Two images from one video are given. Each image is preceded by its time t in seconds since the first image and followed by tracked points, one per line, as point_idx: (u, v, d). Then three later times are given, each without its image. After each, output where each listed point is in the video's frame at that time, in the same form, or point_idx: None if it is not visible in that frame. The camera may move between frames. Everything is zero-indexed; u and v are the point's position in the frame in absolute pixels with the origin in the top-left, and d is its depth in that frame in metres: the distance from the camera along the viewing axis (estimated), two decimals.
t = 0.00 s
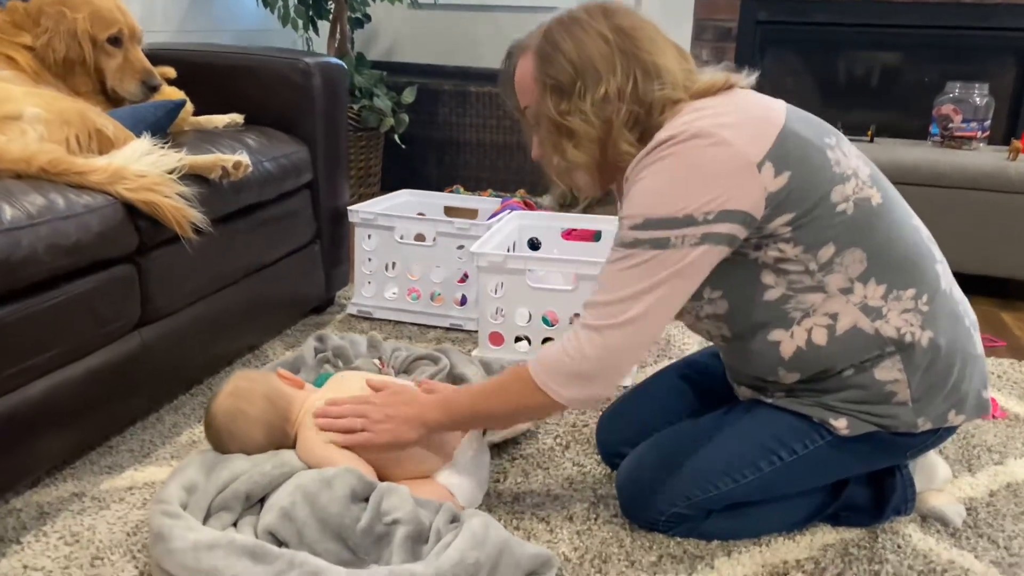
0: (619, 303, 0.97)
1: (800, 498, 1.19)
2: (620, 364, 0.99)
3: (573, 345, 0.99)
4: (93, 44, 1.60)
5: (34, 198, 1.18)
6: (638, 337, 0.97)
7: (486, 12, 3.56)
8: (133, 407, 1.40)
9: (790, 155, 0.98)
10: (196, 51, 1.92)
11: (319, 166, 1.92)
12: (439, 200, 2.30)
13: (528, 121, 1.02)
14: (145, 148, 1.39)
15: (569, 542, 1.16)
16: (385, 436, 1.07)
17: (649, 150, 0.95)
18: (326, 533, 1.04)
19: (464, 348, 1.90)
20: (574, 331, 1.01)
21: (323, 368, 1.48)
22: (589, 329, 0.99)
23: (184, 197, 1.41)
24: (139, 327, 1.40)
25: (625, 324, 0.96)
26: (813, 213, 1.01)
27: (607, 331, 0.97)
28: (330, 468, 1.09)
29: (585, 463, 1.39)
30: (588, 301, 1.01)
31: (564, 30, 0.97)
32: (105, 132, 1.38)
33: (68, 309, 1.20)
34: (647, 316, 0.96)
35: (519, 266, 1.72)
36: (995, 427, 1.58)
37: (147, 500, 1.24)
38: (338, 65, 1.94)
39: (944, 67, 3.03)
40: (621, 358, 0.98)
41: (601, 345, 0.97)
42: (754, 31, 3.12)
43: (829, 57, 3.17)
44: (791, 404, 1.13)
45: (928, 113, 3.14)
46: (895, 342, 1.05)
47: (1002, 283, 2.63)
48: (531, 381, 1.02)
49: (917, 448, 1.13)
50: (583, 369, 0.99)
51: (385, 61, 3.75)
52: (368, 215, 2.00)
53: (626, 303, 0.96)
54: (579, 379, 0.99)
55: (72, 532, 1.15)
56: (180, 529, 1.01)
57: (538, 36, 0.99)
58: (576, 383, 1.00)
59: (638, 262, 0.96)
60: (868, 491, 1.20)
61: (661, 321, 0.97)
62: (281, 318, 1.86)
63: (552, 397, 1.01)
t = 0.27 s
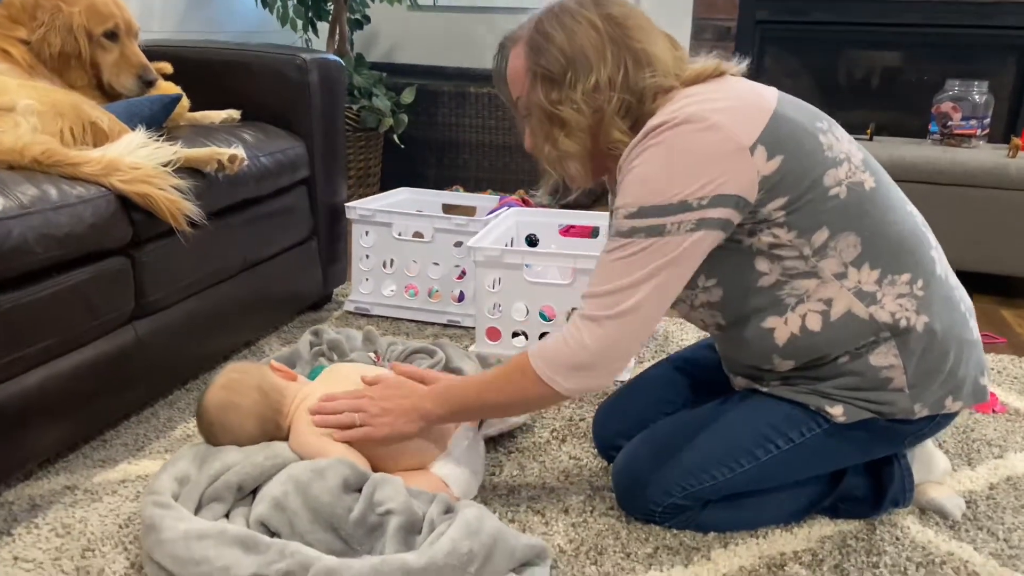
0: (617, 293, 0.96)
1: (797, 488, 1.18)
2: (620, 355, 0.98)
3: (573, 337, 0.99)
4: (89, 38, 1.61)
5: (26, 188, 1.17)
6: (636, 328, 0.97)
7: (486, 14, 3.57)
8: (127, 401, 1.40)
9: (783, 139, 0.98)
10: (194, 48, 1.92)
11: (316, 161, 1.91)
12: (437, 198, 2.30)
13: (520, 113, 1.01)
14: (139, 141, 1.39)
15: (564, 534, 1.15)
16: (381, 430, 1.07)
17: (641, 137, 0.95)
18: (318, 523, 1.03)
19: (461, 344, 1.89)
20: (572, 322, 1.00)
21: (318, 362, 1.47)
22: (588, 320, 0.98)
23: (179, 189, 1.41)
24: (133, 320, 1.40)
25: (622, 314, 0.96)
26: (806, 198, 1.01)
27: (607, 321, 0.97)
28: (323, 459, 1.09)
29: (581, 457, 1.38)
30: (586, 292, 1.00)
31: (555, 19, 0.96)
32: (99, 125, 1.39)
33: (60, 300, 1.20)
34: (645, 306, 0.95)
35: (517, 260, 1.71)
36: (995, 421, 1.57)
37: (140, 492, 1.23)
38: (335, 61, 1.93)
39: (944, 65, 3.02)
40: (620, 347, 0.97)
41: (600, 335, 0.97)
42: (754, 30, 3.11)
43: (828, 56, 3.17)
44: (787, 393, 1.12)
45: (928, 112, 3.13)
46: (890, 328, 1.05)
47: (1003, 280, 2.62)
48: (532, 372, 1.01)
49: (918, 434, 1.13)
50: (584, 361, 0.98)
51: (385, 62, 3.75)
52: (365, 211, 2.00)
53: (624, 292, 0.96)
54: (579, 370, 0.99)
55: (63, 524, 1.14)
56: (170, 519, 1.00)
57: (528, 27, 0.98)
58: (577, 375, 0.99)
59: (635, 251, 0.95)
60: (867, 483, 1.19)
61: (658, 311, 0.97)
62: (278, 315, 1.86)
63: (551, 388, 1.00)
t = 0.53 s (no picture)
0: (639, 293, 0.95)
1: (794, 480, 1.18)
2: (659, 354, 0.97)
3: (607, 343, 0.98)
4: (88, 36, 1.62)
5: (23, 180, 1.18)
6: (668, 324, 0.95)
7: (486, 16, 3.58)
8: (124, 395, 1.39)
9: (777, 125, 0.98)
10: (194, 46, 1.93)
11: (315, 158, 1.91)
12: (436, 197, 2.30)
13: (513, 105, 1.01)
14: (136, 136, 1.40)
15: (560, 525, 1.15)
16: (432, 429, 1.06)
17: (638, 130, 0.94)
18: (312, 513, 1.03)
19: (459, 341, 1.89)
20: (603, 329, 1.00)
21: (315, 356, 1.47)
22: (619, 326, 0.97)
23: (176, 183, 1.41)
24: (130, 314, 1.40)
25: (650, 313, 0.95)
26: (802, 185, 1.01)
27: (639, 323, 0.96)
28: (317, 449, 1.08)
29: (578, 450, 1.37)
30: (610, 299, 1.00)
31: (548, 11, 0.96)
32: (96, 121, 1.41)
33: (56, 292, 1.20)
34: (670, 301, 0.94)
35: (515, 256, 1.71)
36: (995, 416, 1.56)
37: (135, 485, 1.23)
38: (334, 60, 1.94)
39: (945, 65, 3.00)
40: (656, 347, 0.96)
41: (635, 337, 0.96)
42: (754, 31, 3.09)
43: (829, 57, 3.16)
44: (786, 383, 1.12)
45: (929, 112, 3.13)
46: (886, 315, 1.04)
47: (1005, 279, 2.61)
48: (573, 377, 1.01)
49: (915, 423, 1.12)
50: (621, 365, 0.97)
51: (386, 65, 3.76)
52: (364, 209, 2.00)
53: (648, 291, 0.95)
54: (618, 374, 0.98)
55: (58, 516, 1.14)
56: (164, 509, 1.00)
57: (522, 21, 0.99)
58: (617, 378, 0.99)
59: (649, 248, 0.95)
60: (864, 474, 1.19)
61: (685, 304, 0.95)
62: (276, 312, 1.86)
63: (596, 393, 1.00)
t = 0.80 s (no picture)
0: (634, 289, 0.95)
1: (797, 478, 1.17)
2: (651, 350, 0.97)
3: (598, 338, 0.98)
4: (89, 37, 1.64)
5: (24, 178, 1.18)
6: (660, 321, 0.95)
7: (488, 21, 3.58)
8: (124, 395, 1.39)
9: (778, 121, 0.98)
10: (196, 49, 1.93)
11: (316, 160, 1.91)
12: (438, 199, 2.30)
13: (512, 104, 1.01)
14: (137, 135, 1.40)
15: (561, 524, 1.14)
16: (421, 422, 1.07)
17: (639, 126, 0.94)
18: (311, 510, 1.02)
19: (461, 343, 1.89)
20: (595, 323, 0.99)
21: (315, 355, 1.47)
22: (610, 321, 0.97)
23: (176, 183, 1.41)
24: (130, 314, 1.39)
25: (643, 309, 0.94)
26: (804, 181, 1.00)
27: (632, 319, 0.95)
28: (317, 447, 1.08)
29: (580, 450, 1.37)
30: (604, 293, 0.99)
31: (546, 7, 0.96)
32: (97, 119, 1.41)
33: (56, 291, 1.20)
34: (664, 298, 0.94)
35: (516, 256, 1.71)
36: (1000, 416, 1.55)
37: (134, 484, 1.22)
38: (336, 62, 1.94)
39: (947, 68, 2.99)
40: (648, 344, 0.96)
41: (627, 333, 0.96)
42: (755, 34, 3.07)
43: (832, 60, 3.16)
44: (789, 381, 1.11)
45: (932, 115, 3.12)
46: (889, 311, 1.03)
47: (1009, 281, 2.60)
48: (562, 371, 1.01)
49: (919, 421, 1.11)
50: (612, 360, 0.97)
51: (389, 70, 3.76)
52: (366, 211, 2.00)
53: (642, 288, 0.94)
54: (609, 369, 0.98)
55: (57, 515, 1.14)
56: (162, 506, 1.00)
57: (520, 18, 0.98)
58: (607, 373, 0.98)
59: (646, 244, 0.94)
60: (868, 472, 1.18)
61: (680, 302, 0.95)
62: (277, 314, 1.85)
63: (584, 388, 1.00)
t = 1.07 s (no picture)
0: (604, 278, 0.95)
1: (803, 481, 1.16)
2: (608, 338, 0.97)
3: (559, 321, 0.98)
4: (94, 42, 1.65)
5: (29, 181, 1.18)
6: (622, 311, 0.95)
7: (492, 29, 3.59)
8: (128, 399, 1.39)
9: (780, 122, 0.98)
10: (201, 55, 1.94)
11: (320, 165, 1.92)
12: (442, 205, 2.30)
13: (515, 108, 1.01)
14: (141, 139, 1.40)
15: (565, 527, 1.13)
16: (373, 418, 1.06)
17: (638, 123, 0.94)
18: (314, 512, 1.02)
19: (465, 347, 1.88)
20: (561, 306, 0.99)
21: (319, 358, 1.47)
22: (574, 305, 0.97)
23: (180, 186, 1.41)
24: (134, 318, 1.40)
25: (608, 297, 0.94)
26: (805, 182, 1.00)
27: (593, 305, 0.95)
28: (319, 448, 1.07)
29: (584, 454, 1.36)
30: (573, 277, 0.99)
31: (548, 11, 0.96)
32: (102, 122, 1.42)
33: (60, 293, 1.20)
34: (632, 291, 0.94)
35: (520, 260, 1.71)
36: (1008, 420, 1.53)
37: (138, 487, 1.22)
38: (340, 68, 1.94)
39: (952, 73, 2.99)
40: (608, 332, 0.96)
41: (587, 318, 0.96)
42: (760, 40, 3.05)
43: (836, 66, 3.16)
44: (793, 383, 1.10)
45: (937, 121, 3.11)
46: (894, 314, 1.03)
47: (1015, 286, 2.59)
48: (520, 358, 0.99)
49: (926, 423, 1.10)
50: (570, 345, 0.97)
51: (394, 78, 3.77)
52: (370, 216, 2.00)
53: (613, 278, 0.94)
54: (565, 354, 0.97)
55: (59, 517, 1.13)
56: (165, 508, 0.99)
57: (522, 21, 0.98)
58: (562, 357, 0.98)
59: (626, 235, 0.94)
60: (875, 475, 1.17)
61: (647, 298, 0.95)
62: (281, 319, 1.85)
63: (537, 372, 0.99)
